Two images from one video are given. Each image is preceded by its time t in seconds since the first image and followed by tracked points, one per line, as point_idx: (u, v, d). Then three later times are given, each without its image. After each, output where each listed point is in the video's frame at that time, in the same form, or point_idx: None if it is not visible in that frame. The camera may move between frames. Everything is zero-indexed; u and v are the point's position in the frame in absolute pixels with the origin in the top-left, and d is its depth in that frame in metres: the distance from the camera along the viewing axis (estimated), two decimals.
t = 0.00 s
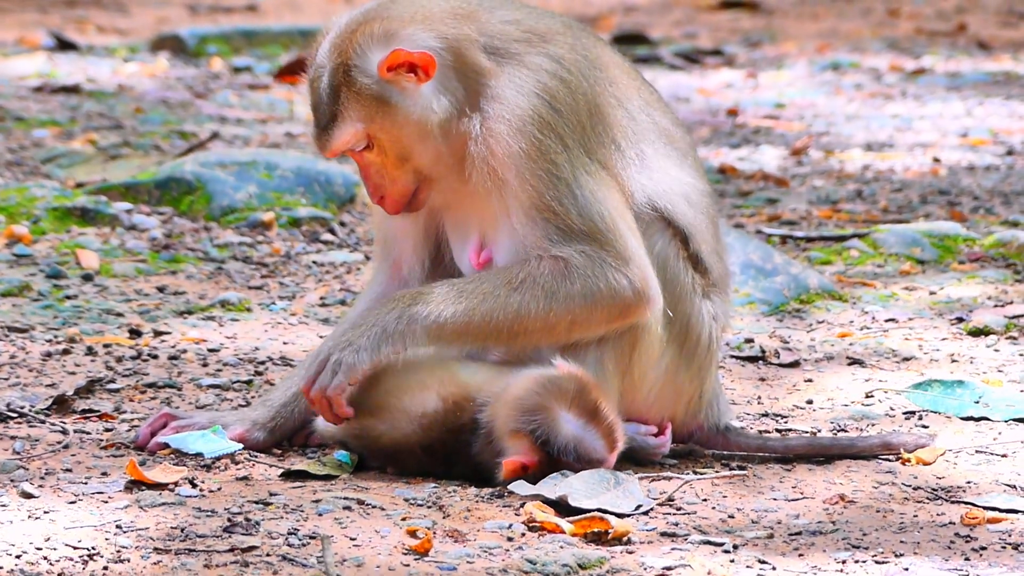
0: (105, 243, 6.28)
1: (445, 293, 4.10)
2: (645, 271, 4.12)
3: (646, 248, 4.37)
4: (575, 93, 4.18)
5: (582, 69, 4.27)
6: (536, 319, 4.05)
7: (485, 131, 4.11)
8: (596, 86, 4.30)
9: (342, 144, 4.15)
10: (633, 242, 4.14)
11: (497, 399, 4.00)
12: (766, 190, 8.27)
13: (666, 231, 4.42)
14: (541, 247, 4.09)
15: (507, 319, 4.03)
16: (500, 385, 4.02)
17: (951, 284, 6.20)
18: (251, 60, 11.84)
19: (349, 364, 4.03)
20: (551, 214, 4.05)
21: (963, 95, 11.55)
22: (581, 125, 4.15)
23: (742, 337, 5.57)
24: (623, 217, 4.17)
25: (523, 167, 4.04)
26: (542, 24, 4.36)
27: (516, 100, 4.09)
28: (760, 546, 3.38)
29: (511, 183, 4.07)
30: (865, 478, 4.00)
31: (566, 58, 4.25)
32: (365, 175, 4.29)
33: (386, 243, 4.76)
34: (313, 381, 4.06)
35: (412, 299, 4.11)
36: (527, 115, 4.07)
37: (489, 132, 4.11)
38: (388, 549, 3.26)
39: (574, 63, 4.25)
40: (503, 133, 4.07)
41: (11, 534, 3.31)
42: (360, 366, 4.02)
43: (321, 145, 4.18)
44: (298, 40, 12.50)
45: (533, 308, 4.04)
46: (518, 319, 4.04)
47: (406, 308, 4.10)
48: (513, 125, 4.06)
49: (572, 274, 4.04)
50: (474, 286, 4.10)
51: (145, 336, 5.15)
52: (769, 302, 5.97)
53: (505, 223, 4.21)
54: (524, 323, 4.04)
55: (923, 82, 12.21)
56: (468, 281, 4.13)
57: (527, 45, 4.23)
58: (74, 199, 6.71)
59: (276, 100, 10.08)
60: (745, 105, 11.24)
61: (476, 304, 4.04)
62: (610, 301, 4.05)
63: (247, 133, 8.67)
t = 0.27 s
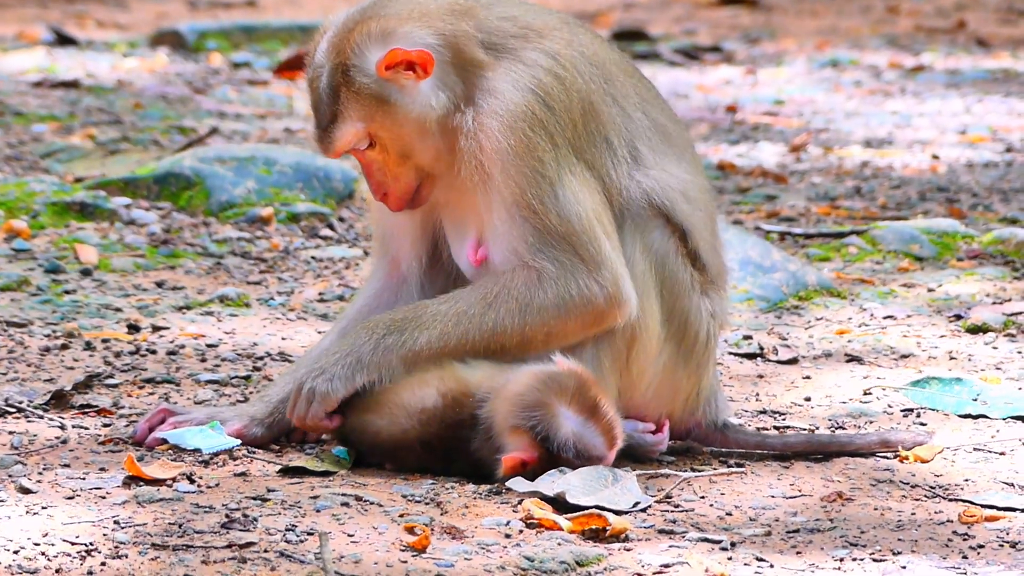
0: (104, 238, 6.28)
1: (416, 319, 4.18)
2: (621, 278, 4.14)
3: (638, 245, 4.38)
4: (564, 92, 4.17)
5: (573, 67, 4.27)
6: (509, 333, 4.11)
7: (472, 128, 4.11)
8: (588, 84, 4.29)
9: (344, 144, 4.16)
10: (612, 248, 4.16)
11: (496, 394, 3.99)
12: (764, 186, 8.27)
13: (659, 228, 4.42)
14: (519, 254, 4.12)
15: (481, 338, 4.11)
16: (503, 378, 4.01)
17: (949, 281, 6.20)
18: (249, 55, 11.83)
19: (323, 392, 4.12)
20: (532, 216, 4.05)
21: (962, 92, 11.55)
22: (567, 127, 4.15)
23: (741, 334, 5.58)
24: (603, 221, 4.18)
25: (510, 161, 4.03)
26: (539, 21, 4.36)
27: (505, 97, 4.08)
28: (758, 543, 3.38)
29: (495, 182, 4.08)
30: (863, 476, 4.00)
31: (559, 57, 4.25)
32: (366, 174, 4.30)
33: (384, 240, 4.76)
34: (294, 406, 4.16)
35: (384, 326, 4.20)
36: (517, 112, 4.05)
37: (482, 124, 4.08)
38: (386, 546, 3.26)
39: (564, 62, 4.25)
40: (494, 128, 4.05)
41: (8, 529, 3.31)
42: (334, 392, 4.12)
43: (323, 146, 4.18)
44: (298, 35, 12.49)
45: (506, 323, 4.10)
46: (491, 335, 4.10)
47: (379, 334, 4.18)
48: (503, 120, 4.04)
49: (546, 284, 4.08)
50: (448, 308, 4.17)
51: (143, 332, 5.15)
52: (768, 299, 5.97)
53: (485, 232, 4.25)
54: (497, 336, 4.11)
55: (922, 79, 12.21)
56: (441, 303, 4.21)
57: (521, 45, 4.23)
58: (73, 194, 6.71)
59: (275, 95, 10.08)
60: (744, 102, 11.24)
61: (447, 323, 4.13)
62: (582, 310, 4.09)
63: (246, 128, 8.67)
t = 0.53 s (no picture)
0: (101, 239, 6.28)
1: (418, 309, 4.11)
2: (623, 278, 4.12)
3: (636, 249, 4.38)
4: (563, 94, 4.18)
5: (571, 69, 4.27)
6: (514, 329, 4.06)
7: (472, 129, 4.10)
8: (586, 86, 4.30)
9: (341, 150, 4.20)
10: (615, 248, 4.14)
11: (501, 391, 4.00)
12: (762, 189, 8.28)
13: (656, 232, 4.42)
14: (521, 254, 4.09)
15: (485, 334, 4.05)
16: (503, 379, 4.02)
17: (946, 284, 6.20)
18: (247, 56, 11.83)
19: (325, 376, 4.04)
20: (536, 214, 4.04)
21: (960, 95, 11.56)
22: (566, 128, 4.14)
23: (737, 336, 5.58)
24: (605, 221, 4.16)
25: (509, 164, 4.02)
26: (537, 24, 4.37)
27: (504, 99, 4.07)
28: (754, 546, 3.38)
29: (496, 183, 4.07)
30: (859, 479, 4.01)
31: (556, 59, 4.25)
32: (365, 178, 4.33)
33: (382, 242, 4.76)
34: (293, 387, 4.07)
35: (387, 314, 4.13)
36: (516, 114, 4.05)
37: (481, 128, 4.08)
38: (382, 548, 3.26)
39: (562, 64, 4.25)
40: (493, 131, 4.04)
41: (3, 530, 3.31)
42: (335, 378, 4.04)
43: (321, 151, 4.22)
44: (296, 36, 12.49)
45: (511, 320, 4.05)
46: (495, 330, 4.05)
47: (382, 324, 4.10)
48: (503, 122, 4.04)
49: (549, 281, 4.05)
50: (452, 301, 4.10)
51: (140, 332, 5.15)
52: (765, 302, 5.97)
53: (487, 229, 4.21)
54: (501, 331, 4.05)
55: (920, 82, 12.22)
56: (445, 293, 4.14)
57: (518, 48, 4.23)
58: (70, 195, 6.71)
59: (273, 96, 10.08)
60: (742, 104, 11.25)
61: (452, 315, 4.06)
62: (587, 308, 4.06)
63: (243, 129, 8.67)
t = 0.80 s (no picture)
0: (96, 239, 6.28)
1: (467, 251, 4.18)
2: (670, 220, 4.15)
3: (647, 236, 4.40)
4: (560, 88, 4.18)
5: (563, 58, 4.29)
6: (559, 270, 4.10)
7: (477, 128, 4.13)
8: (581, 85, 4.29)
9: (343, 160, 4.21)
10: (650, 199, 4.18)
11: (495, 395, 4.04)
12: (757, 190, 8.28)
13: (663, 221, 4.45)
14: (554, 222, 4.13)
15: (531, 272, 4.11)
16: (497, 385, 4.06)
17: (941, 285, 6.21)
18: (243, 56, 11.83)
19: (373, 320, 4.16)
20: (558, 195, 4.09)
21: (956, 96, 11.57)
22: (573, 107, 4.18)
23: (732, 337, 5.59)
24: (631, 181, 4.20)
25: (519, 158, 4.06)
26: (519, 21, 4.38)
27: (503, 96, 4.11)
28: (749, 546, 3.39)
29: (509, 175, 4.10)
30: (853, 480, 4.01)
31: (549, 52, 4.26)
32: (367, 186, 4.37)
33: (378, 244, 4.77)
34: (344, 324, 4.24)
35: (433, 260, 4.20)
36: (519, 109, 4.08)
37: (479, 132, 4.13)
38: (377, 548, 3.26)
39: (552, 53, 4.27)
40: (496, 134, 4.08)
41: None
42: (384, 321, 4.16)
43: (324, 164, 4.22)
44: (291, 36, 12.49)
45: (554, 261, 4.09)
46: (541, 270, 4.10)
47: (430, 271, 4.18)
48: (504, 120, 4.07)
49: (595, 234, 4.07)
50: (497, 248, 4.15)
51: (135, 333, 5.15)
52: (760, 303, 5.98)
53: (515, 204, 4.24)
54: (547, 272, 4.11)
55: (916, 83, 12.23)
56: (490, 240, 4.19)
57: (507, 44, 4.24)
58: (66, 196, 6.70)
59: (269, 96, 10.08)
60: (738, 105, 11.25)
61: (498, 265, 4.12)
62: (638, 251, 4.07)
63: (239, 129, 8.66)
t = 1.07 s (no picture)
0: (96, 240, 6.27)
1: (521, 247, 4.23)
2: (697, 164, 4.25)
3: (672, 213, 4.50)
4: (571, 72, 4.27)
5: (561, 41, 4.38)
6: (606, 244, 4.18)
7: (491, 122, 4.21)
8: (589, 69, 4.37)
9: (364, 178, 4.25)
10: (674, 151, 4.29)
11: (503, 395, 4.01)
12: (757, 191, 8.28)
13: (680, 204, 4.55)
14: (583, 195, 4.23)
15: (584, 256, 4.18)
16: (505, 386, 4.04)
17: (941, 286, 6.21)
18: (242, 57, 11.83)
19: (443, 336, 4.15)
20: (583, 171, 4.21)
21: (955, 97, 11.57)
22: (584, 84, 4.28)
23: (733, 338, 5.59)
24: (652, 139, 4.31)
25: (544, 148, 4.17)
26: (510, 15, 4.45)
27: (512, 87, 4.20)
28: (750, 548, 3.39)
29: (533, 163, 4.20)
30: (854, 481, 4.02)
31: (550, 41, 4.34)
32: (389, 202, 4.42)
33: (384, 248, 4.85)
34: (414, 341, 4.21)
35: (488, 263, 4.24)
36: (531, 98, 4.18)
37: (490, 129, 4.22)
38: (377, 550, 3.26)
39: (549, 37, 4.36)
40: (509, 131, 4.18)
41: None
42: (455, 333, 4.16)
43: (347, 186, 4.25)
44: (290, 37, 12.48)
45: (598, 234, 4.17)
46: (590, 251, 4.17)
47: (485, 267, 4.23)
48: (516, 111, 4.17)
49: (631, 195, 4.17)
50: (543, 235, 4.23)
51: (135, 334, 5.15)
52: (760, 304, 5.98)
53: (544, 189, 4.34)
54: (597, 250, 4.18)
55: (915, 84, 12.23)
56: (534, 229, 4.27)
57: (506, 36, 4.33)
58: (66, 196, 6.70)
59: (268, 97, 10.08)
60: (737, 106, 11.25)
61: (548, 256, 4.18)
62: (675, 201, 4.18)
63: (239, 130, 8.66)
